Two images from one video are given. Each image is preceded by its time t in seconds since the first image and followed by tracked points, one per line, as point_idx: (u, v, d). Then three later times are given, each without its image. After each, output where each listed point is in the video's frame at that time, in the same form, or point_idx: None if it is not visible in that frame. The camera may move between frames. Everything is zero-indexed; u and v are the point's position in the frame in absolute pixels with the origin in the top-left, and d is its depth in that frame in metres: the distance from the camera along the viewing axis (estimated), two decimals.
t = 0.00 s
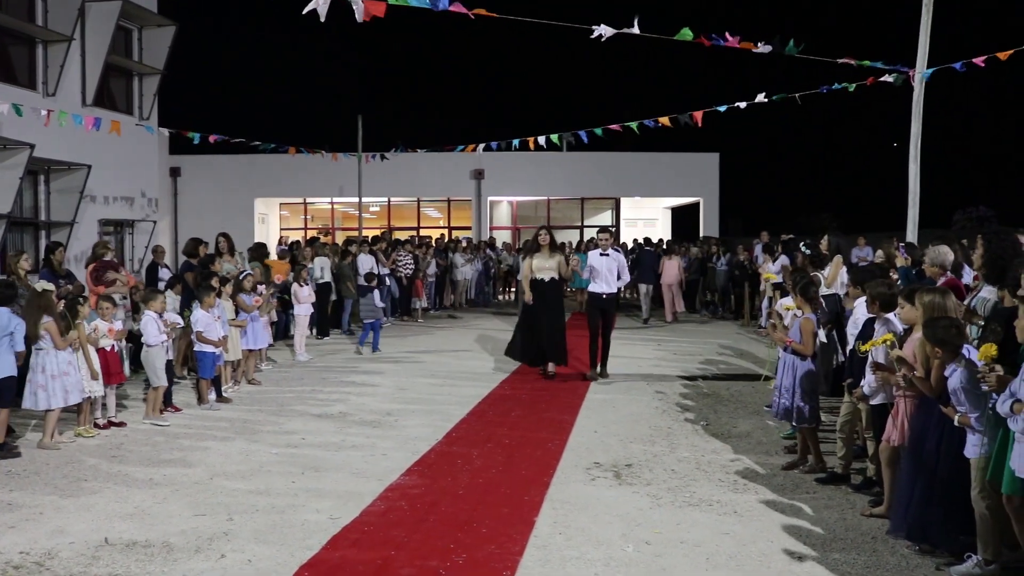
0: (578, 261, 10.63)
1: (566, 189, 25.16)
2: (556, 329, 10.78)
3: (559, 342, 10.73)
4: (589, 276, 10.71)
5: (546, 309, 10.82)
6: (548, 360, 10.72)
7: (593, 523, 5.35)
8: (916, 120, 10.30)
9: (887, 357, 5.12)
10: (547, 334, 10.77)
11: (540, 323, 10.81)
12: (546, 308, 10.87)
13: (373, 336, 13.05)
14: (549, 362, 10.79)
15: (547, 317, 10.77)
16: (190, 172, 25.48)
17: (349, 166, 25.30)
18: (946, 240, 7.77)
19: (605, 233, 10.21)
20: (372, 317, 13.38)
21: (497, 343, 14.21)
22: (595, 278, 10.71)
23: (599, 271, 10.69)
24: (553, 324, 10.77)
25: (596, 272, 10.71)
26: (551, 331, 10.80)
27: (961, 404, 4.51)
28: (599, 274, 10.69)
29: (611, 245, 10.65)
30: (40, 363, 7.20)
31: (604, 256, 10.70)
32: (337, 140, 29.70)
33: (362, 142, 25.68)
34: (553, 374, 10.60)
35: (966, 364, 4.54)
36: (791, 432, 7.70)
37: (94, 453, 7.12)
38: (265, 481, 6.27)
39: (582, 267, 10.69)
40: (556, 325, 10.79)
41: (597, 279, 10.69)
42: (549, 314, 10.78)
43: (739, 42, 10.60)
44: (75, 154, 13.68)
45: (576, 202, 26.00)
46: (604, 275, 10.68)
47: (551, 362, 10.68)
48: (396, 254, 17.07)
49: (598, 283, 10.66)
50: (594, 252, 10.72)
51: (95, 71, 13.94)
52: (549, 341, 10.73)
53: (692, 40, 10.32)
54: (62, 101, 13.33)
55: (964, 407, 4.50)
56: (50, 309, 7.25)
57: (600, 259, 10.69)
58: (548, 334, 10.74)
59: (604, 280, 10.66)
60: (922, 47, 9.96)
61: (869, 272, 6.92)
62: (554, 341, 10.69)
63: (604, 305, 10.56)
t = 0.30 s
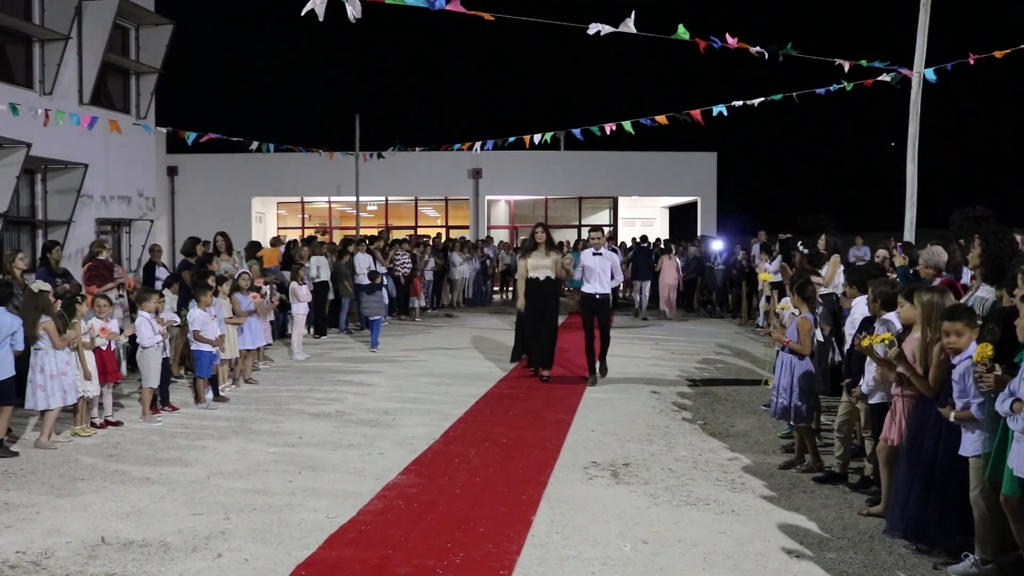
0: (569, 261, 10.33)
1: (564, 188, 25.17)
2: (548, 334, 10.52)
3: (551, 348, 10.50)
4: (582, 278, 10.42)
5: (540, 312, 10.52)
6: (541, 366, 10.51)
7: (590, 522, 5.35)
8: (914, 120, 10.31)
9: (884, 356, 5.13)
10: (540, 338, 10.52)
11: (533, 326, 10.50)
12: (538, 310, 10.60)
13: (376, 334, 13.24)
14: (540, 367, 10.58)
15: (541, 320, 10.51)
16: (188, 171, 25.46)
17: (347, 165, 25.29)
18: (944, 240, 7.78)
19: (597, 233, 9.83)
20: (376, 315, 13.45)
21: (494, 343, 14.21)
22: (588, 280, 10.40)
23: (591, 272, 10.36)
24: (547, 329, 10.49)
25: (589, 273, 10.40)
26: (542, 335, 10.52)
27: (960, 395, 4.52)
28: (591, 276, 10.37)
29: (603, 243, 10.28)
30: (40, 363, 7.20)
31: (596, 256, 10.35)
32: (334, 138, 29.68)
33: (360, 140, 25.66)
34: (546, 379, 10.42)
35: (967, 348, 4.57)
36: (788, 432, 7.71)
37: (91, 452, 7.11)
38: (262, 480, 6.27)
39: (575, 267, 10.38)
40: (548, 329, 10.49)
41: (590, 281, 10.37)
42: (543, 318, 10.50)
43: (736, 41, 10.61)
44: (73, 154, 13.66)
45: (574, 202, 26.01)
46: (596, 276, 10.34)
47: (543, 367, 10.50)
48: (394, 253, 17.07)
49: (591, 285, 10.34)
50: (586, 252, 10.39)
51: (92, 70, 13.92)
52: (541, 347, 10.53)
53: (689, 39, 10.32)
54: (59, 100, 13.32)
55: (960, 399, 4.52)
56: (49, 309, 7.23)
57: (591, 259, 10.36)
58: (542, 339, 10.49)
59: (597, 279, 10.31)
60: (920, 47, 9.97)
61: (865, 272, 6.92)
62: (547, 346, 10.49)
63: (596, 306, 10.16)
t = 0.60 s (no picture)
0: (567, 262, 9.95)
1: (565, 188, 25.16)
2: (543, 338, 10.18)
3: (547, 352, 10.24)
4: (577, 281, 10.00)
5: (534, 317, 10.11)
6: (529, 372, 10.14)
7: (590, 521, 5.34)
8: (914, 120, 10.31)
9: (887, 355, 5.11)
10: (535, 344, 10.15)
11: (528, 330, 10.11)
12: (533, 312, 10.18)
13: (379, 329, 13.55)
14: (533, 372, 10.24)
15: (536, 325, 10.10)
16: (188, 170, 25.46)
17: (347, 164, 25.28)
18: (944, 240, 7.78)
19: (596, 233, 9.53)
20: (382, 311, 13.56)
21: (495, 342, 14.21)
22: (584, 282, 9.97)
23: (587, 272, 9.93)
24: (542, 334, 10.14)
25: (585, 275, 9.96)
26: (537, 340, 10.16)
27: (969, 388, 4.52)
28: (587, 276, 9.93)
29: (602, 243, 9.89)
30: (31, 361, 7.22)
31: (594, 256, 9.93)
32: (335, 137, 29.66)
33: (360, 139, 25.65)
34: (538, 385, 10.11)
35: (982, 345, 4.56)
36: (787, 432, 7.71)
37: (90, 450, 7.11)
38: (262, 478, 6.27)
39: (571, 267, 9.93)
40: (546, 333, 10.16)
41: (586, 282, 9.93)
42: (539, 322, 10.08)
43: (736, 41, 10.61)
44: (73, 152, 13.66)
45: (574, 201, 26.01)
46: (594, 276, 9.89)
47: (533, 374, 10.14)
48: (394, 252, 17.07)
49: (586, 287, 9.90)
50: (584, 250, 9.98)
51: (93, 68, 13.92)
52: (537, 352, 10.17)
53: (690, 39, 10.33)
54: (59, 99, 13.32)
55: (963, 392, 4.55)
56: (44, 307, 7.30)
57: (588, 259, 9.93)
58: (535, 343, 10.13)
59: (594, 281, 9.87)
60: (920, 47, 9.97)
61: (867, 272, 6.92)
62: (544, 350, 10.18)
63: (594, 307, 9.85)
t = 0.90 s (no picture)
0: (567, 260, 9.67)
1: (565, 187, 25.16)
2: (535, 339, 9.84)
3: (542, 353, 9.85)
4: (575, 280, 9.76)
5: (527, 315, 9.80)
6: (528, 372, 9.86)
7: (591, 520, 5.35)
8: (915, 118, 10.30)
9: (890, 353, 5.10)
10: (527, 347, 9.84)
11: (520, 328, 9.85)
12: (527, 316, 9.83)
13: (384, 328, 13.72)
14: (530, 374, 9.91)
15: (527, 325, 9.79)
16: (189, 169, 25.47)
17: (348, 163, 25.27)
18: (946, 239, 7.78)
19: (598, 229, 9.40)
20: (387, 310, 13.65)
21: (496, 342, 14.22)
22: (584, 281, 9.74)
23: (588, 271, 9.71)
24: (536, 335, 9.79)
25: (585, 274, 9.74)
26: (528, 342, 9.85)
27: (973, 383, 4.51)
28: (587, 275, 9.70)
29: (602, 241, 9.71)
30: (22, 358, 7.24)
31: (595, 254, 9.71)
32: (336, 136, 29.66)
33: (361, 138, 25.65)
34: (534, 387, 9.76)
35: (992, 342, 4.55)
36: (788, 430, 7.71)
37: (91, 450, 7.12)
38: (263, 477, 6.28)
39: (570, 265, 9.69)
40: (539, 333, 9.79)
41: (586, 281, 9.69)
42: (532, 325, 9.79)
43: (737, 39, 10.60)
44: (74, 151, 13.67)
45: (575, 200, 26.01)
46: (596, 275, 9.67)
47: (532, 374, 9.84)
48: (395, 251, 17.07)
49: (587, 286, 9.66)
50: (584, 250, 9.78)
51: (94, 68, 13.92)
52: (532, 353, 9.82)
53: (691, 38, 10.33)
54: (61, 98, 13.32)
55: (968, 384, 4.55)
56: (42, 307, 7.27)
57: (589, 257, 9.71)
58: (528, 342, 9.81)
59: (596, 280, 9.64)
60: (921, 46, 9.96)
61: (867, 271, 6.92)
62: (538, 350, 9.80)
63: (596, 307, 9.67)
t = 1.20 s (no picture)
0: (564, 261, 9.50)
1: (565, 187, 25.16)
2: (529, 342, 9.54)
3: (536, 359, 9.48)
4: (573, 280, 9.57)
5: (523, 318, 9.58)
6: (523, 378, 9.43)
7: (591, 520, 5.35)
8: (915, 117, 10.30)
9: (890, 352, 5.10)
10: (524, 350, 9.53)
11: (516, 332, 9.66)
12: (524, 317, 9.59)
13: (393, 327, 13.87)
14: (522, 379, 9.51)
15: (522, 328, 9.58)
16: (188, 170, 25.47)
17: (347, 163, 25.26)
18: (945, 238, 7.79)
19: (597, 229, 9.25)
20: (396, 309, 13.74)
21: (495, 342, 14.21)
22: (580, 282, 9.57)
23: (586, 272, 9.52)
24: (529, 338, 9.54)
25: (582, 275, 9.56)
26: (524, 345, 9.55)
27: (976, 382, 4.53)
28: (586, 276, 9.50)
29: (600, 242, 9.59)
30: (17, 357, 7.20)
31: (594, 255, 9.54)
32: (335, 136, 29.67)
33: (360, 138, 25.66)
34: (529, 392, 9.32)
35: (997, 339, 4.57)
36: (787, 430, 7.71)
37: (91, 450, 7.11)
38: (263, 477, 6.28)
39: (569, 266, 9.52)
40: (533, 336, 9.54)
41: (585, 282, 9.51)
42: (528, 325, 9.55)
43: (737, 39, 10.61)
44: (73, 151, 13.67)
45: (574, 200, 26.02)
46: (595, 276, 9.47)
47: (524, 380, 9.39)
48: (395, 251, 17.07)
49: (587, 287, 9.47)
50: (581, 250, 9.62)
51: (93, 69, 13.92)
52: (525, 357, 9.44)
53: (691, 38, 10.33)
54: (60, 98, 13.32)
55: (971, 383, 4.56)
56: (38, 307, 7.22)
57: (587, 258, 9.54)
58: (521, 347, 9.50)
59: (595, 281, 9.42)
60: (921, 45, 9.97)
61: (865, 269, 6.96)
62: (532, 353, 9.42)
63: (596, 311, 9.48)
